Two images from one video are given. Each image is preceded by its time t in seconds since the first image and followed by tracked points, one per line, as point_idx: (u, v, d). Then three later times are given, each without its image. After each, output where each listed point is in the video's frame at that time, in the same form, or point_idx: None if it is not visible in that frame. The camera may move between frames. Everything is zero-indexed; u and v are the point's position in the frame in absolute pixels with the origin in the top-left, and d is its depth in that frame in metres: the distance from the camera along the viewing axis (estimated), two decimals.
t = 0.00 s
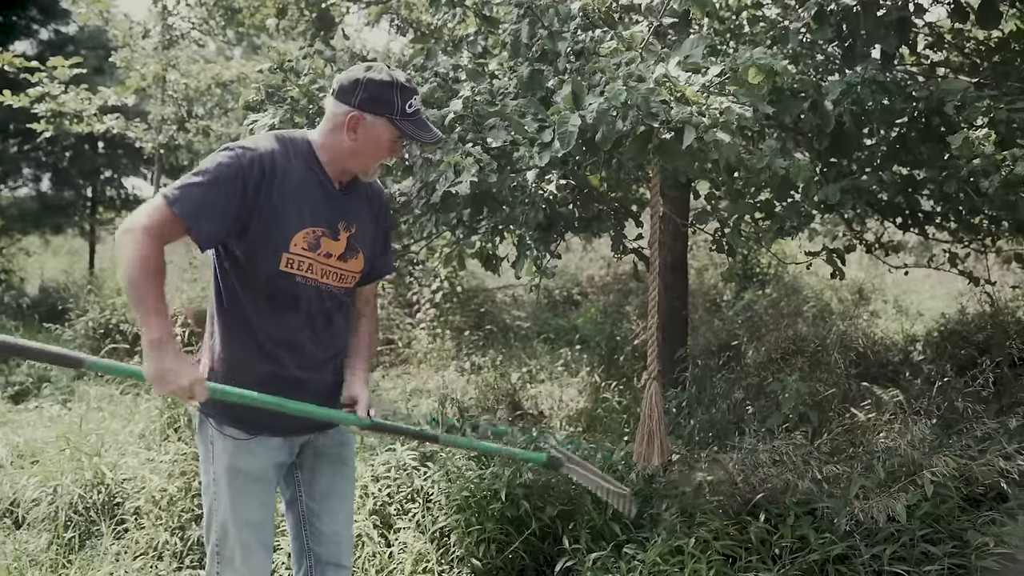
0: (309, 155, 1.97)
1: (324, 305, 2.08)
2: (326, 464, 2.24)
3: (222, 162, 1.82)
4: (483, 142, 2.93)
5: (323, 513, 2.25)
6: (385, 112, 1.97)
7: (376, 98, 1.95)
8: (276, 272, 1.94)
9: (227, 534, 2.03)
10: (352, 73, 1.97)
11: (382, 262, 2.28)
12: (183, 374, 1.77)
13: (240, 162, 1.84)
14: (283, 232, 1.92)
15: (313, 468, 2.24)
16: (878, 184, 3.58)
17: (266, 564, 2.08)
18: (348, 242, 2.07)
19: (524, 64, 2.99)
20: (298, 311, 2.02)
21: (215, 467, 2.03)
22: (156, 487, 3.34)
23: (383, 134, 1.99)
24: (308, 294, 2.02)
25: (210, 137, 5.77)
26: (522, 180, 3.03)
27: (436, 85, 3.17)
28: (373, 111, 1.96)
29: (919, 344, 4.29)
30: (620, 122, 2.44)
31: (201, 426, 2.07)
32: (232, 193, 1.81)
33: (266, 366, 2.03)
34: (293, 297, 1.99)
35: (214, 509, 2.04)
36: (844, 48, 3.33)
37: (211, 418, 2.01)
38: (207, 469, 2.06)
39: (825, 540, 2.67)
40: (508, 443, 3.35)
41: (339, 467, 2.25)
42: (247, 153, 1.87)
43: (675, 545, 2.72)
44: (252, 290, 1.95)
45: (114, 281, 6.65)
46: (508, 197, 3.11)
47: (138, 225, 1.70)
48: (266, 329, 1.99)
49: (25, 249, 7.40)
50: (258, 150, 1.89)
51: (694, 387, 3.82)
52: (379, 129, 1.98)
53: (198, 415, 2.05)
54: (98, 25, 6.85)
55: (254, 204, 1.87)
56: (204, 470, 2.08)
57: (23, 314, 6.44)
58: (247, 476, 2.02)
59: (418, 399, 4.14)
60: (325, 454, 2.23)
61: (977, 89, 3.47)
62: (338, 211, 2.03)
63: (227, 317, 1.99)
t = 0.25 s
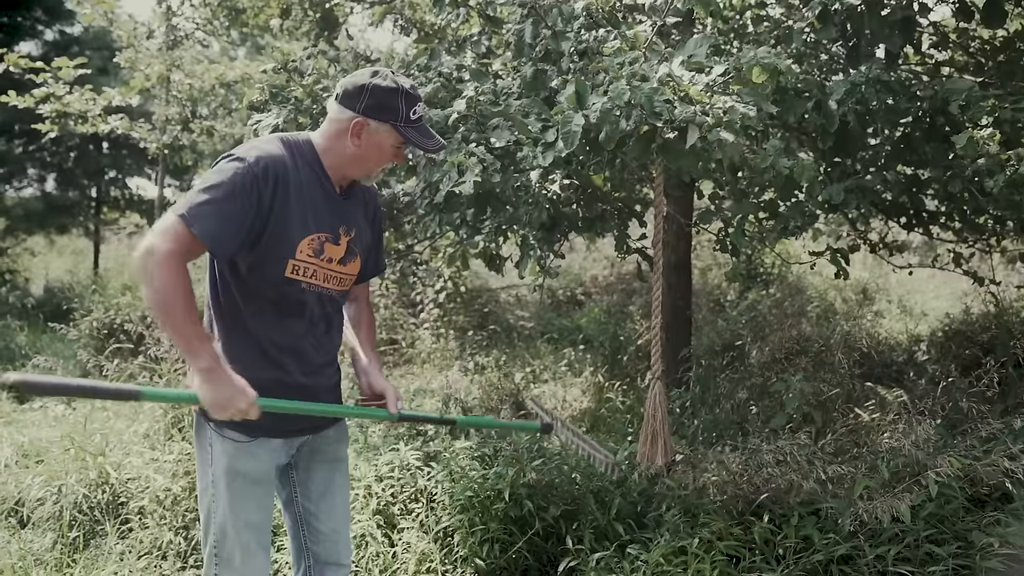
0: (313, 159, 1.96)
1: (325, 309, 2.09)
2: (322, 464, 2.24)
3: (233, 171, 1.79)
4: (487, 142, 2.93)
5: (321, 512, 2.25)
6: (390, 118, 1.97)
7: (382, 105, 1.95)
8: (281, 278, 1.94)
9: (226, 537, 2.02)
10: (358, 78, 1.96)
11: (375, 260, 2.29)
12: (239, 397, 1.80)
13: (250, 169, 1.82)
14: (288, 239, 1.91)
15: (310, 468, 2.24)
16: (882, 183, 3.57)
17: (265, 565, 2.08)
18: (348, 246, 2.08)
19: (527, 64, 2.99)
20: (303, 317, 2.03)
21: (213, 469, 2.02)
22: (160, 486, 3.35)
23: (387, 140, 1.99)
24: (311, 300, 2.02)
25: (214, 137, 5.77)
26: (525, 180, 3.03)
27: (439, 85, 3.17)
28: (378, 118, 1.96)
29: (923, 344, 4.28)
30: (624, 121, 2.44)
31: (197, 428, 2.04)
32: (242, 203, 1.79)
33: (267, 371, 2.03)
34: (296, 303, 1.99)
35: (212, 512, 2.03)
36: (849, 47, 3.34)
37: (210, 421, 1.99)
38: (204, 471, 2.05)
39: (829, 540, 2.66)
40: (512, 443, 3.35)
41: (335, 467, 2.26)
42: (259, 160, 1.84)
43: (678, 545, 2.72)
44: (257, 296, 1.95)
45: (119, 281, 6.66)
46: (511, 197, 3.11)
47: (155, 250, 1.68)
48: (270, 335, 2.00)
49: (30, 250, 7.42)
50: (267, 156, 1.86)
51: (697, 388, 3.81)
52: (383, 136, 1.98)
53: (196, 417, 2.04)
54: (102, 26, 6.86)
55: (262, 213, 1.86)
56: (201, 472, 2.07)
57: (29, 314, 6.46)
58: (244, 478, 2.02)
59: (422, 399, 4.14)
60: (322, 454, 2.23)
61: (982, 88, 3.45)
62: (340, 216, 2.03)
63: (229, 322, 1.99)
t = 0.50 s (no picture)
0: (305, 160, 1.96)
1: (325, 310, 2.09)
2: (319, 465, 2.23)
3: (240, 182, 1.80)
4: (489, 142, 2.93)
5: (318, 513, 2.25)
6: (380, 115, 1.97)
7: (372, 102, 1.95)
8: (283, 281, 1.95)
9: (224, 539, 2.01)
10: (347, 76, 1.96)
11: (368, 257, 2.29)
12: (341, 397, 1.90)
13: (255, 178, 1.82)
14: (290, 243, 1.92)
15: (306, 469, 2.23)
16: (884, 183, 3.56)
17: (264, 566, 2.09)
18: (343, 245, 2.08)
19: (529, 64, 2.99)
20: (304, 319, 2.03)
21: (209, 471, 2.01)
22: (162, 486, 3.35)
23: (377, 137, 1.99)
24: (311, 301, 2.03)
25: (216, 137, 5.78)
26: (527, 179, 3.02)
27: (441, 84, 3.15)
28: (368, 115, 1.95)
29: (925, 344, 4.27)
30: (626, 121, 2.44)
31: (194, 431, 2.04)
32: (255, 216, 1.81)
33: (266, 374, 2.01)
34: (298, 305, 2.00)
35: (209, 514, 2.02)
36: (851, 47, 3.37)
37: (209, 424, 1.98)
38: (201, 473, 2.04)
39: (831, 540, 2.66)
40: (514, 443, 3.35)
41: (332, 467, 2.25)
42: (261, 166, 1.84)
43: (680, 545, 2.71)
44: (260, 301, 1.96)
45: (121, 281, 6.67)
46: (513, 197, 3.11)
47: (203, 292, 1.74)
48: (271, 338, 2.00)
49: (32, 250, 7.43)
50: (266, 161, 1.86)
51: (699, 387, 3.81)
52: (373, 132, 1.98)
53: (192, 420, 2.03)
54: (105, 26, 6.87)
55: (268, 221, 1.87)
56: (197, 474, 2.06)
57: (31, 314, 6.46)
58: (242, 480, 2.01)
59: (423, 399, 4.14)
60: (318, 455, 2.22)
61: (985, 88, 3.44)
62: (335, 216, 2.03)
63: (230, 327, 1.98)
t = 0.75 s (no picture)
0: (292, 154, 1.96)
1: (320, 304, 2.08)
2: (318, 467, 2.23)
3: (230, 182, 1.82)
4: (490, 141, 2.93)
5: (316, 515, 2.25)
6: (343, 84, 1.96)
7: (335, 74, 1.95)
8: (276, 276, 1.95)
9: (222, 539, 2.01)
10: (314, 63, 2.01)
11: (364, 252, 2.30)
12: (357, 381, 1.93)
13: (244, 176, 1.83)
14: (282, 238, 1.92)
15: (305, 471, 2.23)
16: (886, 183, 3.55)
17: (262, 567, 2.09)
18: (338, 238, 2.07)
19: (530, 63, 2.99)
20: (299, 313, 2.02)
21: (208, 472, 2.02)
22: (163, 485, 3.35)
23: (345, 107, 1.97)
24: (306, 295, 2.02)
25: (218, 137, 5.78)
26: (528, 179, 3.00)
27: (442, 84, 3.15)
28: (331, 87, 1.95)
29: (927, 344, 4.27)
30: (627, 120, 2.44)
31: (192, 432, 2.05)
32: (249, 214, 1.82)
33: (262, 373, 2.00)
34: (293, 299, 2.00)
35: (209, 515, 2.03)
36: (852, 46, 3.37)
37: (207, 425, 1.98)
38: (200, 474, 2.04)
39: (832, 540, 2.66)
40: (515, 443, 3.35)
41: (331, 469, 2.25)
42: (249, 164, 1.85)
43: (681, 545, 2.71)
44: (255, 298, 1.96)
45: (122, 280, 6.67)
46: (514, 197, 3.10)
47: (209, 297, 1.79)
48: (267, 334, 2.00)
49: (33, 249, 7.43)
50: (254, 157, 1.87)
51: (701, 387, 3.81)
52: (340, 104, 1.96)
53: (191, 421, 2.03)
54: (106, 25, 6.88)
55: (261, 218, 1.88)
56: (196, 475, 2.06)
57: (32, 313, 6.46)
58: (240, 481, 2.01)
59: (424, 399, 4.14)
60: (318, 458, 2.22)
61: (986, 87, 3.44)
62: (327, 208, 2.03)
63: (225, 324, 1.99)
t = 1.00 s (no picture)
0: (282, 148, 1.99)
1: (312, 298, 2.05)
2: (321, 469, 2.23)
3: (205, 170, 1.83)
4: (490, 141, 2.93)
5: (319, 517, 2.24)
6: (310, 64, 2.01)
7: (302, 59, 2.02)
8: (261, 267, 1.92)
9: (222, 539, 2.01)
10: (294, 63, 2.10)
11: (366, 254, 2.29)
12: (293, 381, 1.82)
13: (221, 165, 1.84)
14: (266, 227, 1.91)
15: (309, 473, 2.23)
16: (886, 183, 3.55)
17: (263, 568, 2.08)
18: (331, 233, 2.07)
19: (530, 63, 2.99)
20: (287, 306, 1.99)
21: (208, 472, 2.02)
22: (163, 485, 3.35)
23: (316, 85, 2.00)
24: (295, 287, 1.99)
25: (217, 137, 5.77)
26: (528, 179, 2.99)
27: (442, 83, 3.14)
28: (300, 71, 2.02)
29: (926, 344, 4.27)
30: (627, 120, 2.43)
31: (192, 432, 2.06)
32: (220, 199, 1.82)
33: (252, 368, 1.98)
34: (279, 291, 1.96)
35: (208, 515, 2.03)
36: (852, 46, 3.37)
37: (204, 423, 1.99)
38: (200, 474, 2.05)
39: (832, 540, 2.66)
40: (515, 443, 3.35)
41: (334, 472, 2.24)
42: (228, 155, 1.87)
43: (681, 545, 2.71)
44: (241, 291, 1.94)
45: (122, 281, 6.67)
46: (514, 196, 3.10)
47: (157, 268, 1.74)
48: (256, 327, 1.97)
49: (33, 249, 7.43)
50: (236, 150, 1.89)
51: (700, 387, 3.81)
52: (312, 84, 2.01)
53: (190, 421, 2.04)
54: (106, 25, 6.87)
55: (240, 207, 1.88)
56: (197, 475, 2.07)
57: (32, 313, 6.46)
58: (238, 481, 2.01)
59: (424, 399, 4.15)
60: (320, 460, 2.22)
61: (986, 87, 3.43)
62: (319, 202, 2.03)
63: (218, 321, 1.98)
